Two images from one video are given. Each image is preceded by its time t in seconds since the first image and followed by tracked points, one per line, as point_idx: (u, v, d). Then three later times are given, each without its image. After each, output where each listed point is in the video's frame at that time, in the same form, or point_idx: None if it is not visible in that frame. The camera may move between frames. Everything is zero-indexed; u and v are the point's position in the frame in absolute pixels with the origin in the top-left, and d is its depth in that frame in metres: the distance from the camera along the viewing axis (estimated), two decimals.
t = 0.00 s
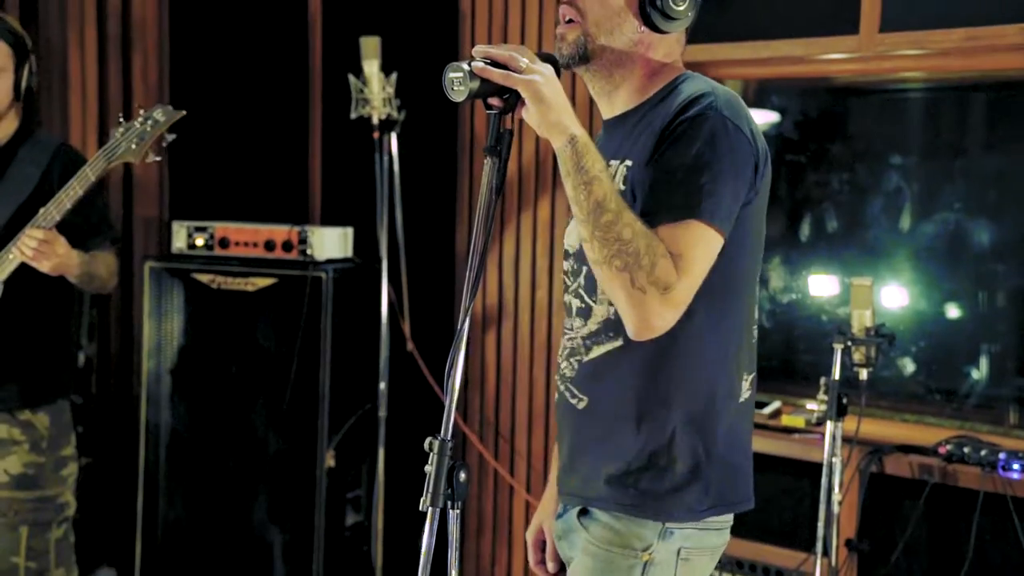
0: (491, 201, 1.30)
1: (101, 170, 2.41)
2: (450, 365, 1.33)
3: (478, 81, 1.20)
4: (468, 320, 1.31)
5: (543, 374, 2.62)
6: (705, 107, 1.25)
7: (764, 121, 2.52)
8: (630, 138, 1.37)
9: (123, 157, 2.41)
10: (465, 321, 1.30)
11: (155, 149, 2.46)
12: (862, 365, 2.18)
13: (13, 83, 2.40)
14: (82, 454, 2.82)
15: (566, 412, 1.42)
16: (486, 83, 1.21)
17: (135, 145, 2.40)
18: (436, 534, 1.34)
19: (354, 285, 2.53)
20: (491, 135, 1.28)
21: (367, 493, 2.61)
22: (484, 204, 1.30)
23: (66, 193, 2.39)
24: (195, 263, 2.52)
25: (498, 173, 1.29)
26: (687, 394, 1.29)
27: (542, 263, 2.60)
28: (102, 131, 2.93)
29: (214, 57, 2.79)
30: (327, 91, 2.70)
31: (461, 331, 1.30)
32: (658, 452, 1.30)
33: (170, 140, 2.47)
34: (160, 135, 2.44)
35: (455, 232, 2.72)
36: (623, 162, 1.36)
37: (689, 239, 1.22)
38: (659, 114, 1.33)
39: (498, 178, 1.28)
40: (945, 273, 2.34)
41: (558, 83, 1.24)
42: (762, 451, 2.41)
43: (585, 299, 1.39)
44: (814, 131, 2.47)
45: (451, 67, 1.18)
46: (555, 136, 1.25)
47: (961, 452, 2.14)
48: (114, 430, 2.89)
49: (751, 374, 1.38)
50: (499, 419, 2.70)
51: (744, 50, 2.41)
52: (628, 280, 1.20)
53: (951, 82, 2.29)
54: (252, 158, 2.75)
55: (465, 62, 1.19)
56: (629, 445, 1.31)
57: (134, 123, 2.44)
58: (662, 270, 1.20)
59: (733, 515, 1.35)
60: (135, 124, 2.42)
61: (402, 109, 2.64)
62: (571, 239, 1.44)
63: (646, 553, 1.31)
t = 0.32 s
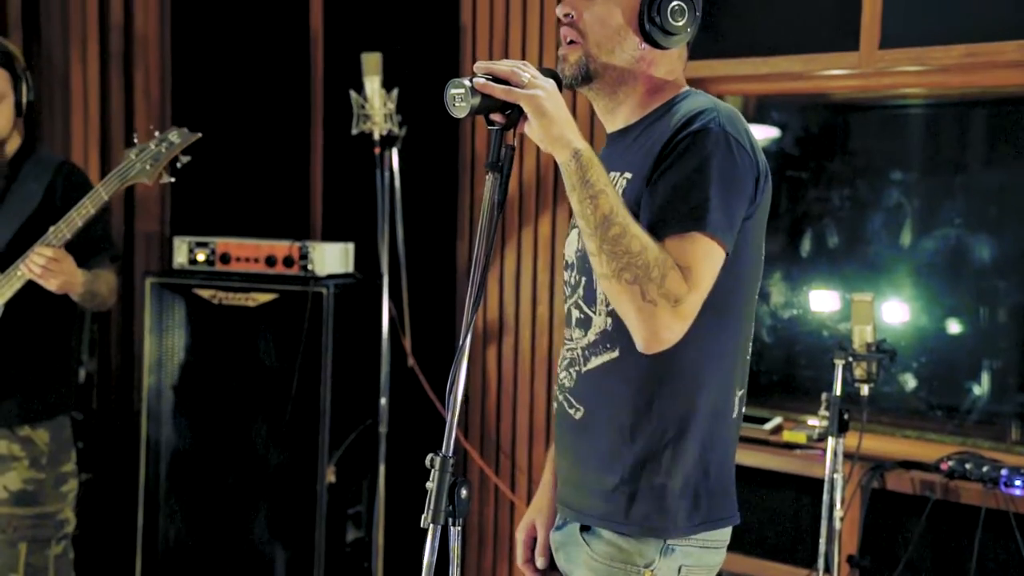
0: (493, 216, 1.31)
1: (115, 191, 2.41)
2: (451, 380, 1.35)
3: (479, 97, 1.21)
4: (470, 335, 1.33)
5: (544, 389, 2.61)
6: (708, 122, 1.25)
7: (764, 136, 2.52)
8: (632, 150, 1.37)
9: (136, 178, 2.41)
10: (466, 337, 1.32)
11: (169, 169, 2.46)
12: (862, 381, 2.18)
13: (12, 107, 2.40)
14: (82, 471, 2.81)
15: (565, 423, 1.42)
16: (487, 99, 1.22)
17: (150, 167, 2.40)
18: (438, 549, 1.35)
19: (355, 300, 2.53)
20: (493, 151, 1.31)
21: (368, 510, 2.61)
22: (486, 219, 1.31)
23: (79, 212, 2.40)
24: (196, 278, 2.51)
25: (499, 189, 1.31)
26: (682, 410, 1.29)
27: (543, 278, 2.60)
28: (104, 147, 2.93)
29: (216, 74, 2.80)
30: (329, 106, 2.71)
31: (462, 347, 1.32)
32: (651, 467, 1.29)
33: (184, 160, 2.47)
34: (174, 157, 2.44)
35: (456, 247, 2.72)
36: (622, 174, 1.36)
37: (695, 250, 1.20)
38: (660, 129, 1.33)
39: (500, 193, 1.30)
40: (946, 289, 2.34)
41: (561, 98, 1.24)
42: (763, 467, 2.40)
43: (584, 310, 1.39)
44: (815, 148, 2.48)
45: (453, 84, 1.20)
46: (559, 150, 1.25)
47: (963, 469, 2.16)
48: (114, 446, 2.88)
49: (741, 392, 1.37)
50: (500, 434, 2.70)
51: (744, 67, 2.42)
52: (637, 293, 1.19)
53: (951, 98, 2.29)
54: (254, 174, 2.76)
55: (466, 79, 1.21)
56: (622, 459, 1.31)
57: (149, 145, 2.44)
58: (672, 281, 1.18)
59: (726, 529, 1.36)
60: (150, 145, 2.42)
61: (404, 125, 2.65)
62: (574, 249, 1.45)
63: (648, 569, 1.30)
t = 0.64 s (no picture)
0: (492, 228, 1.31)
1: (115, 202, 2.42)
2: (450, 391, 1.34)
3: (479, 108, 1.22)
4: (469, 344, 1.32)
5: (545, 399, 2.60)
6: (716, 129, 1.26)
7: (765, 147, 2.53)
8: (640, 157, 1.37)
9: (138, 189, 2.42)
10: (467, 346, 1.31)
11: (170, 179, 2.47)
12: (864, 391, 2.18)
13: (22, 109, 2.43)
14: (82, 480, 2.81)
15: (577, 428, 1.41)
16: (487, 110, 1.22)
17: (151, 177, 2.41)
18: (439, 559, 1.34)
19: (356, 310, 2.53)
20: (493, 161, 1.30)
21: (369, 520, 2.61)
22: (485, 231, 1.31)
23: (79, 223, 2.41)
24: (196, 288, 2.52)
25: (499, 200, 1.31)
26: (701, 412, 1.29)
27: (544, 288, 2.60)
28: (104, 158, 2.93)
29: (218, 85, 2.81)
30: (331, 116, 2.71)
31: (462, 357, 1.31)
32: (672, 469, 1.29)
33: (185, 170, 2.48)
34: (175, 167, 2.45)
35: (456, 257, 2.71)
36: (631, 182, 1.36)
37: (700, 256, 1.20)
38: (667, 138, 1.34)
39: (500, 205, 1.30)
40: (946, 299, 2.34)
41: (560, 110, 1.24)
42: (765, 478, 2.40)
43: (597, 315, 1.39)
44: (815, 158, 2.48)
45: (452, 95, 1.20)
46: (560, 164, 1.25)
47: (965, 479, 2.14)
48: (114, 457, 2.88)
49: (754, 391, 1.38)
50: (500, 444, 2.69)
51: (746, 77, 2.43)
52: (643, 303, 1.19)
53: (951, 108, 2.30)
54: (256, 184, 2.76)
55: (465, 89, 1.21)
56: (642, 462, 1.31)
57: (150, 155, 2.45)
58: (677, 289, 1.19)
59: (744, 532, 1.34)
60: (151, 156, 2.44)
61: (405, 135, 2.66)
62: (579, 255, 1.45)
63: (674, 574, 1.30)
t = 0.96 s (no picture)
0: (489, 237, 1.31)
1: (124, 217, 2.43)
2: (448, 402, 1.33)
3: (474, 121, 1.22)
4: (468, 355, 1.31)
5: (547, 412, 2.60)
6: (712, 116, 1.26)
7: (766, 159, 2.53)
8: (636, 147, 1.38)
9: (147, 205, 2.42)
10: (463, 358, 1.30)
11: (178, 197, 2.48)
12: (865, 405, 2.18)
13: (20, 132, 2.43)
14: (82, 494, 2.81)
15: (566, 419, 1.41)
16: (482, 122, 1.23)
17: (161, 193, 2.42)
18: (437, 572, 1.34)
19: (356, 323, 2.53)
20: (489, 174, 1.30)
21: (369, 533, 2.61)
22: (483, 240, 1.31)
23: (87, 236, 2.42)
24: (197, 301, 2.52)
25: (496, 212, 1.31)
26: (688, 404, 1.27)
27: (544, 300, 2.60)
28: (105, 170, 2.93)
29: (219, 100, 2.82)
30: (332, 129, 2.72)
31: (460, 369, 1.30)
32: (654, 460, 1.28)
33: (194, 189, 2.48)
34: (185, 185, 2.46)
35: (457, 267, 2.69)
36: (628, 171, 1.37)
37: (709, 248, 1.20)
38: (664, 129, 1.34)
39: (496, 216, 1.30)
40: (947, 311, 2.34)
41: (555, 123, 1.24)
42: (766, 490, 2.39)
43: (588, 304, 1.38)
44: (815, 171, 2.48)
45: (447, 108, 1.20)
46: (556, 175, 1.24)
47: (966, 492, 2.12)
48: (114, 470, 2.87)
49: (747, 393, 1.34)
50: (501, 457, 2.69)
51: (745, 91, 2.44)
52: (659, 303, 1.18)
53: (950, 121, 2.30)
54: (257, 196, 2.77)
55: (460, 103, 1.22)
56: (625, 451, 1.30)
57: (159, 171, 2.45)
58: (689, 286, 1.18)
59: (738, 528, 1.32)
60: (161, 172, 2.44)
61: (406, 147, 2.67)
62: (572, 244, 1.45)
63: None
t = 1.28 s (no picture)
0: (493, 250, 1.32)
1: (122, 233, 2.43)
2: (449, 414, 1.33)
3: (478, 133, 1.22)
4: (469, 370, 1.31)
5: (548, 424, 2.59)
6: (723, 127, 1.26)
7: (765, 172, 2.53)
8: (642, 152, 1.38)
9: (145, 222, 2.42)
10: (467, 373, 1.30)
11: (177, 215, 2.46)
12: (866, 417, 2.18)
13: (25, 134, 2.47)
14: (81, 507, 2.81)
15: (555, 422, 1.40)
16: (485, 135, 1.23)
17: (158, 211, 2.41)
18: None
19: (356, 335, 2.53)
20: (492, 188, 1.31)
21: (369, 545, 2.61)
22: (485, 253, 1.32)
23: (86, 253, 2.42)
24: (198, 313, 2.53)
25: (498, 225, 1.31)
26: (678, 409, 1.26)
27: (544, 312, 2.60)
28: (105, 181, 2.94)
29: (219, 113, 2.82)
30: (333, 141, 2.73)
31: (461, 383, 1.30)
32: (640, 464, 1.27)
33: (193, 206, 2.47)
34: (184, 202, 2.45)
35: (457, 283, 2.71)
36: (632, 175, 1.36)
37: (718, 258, 1.19)
38: (671, 138, 1.33)
39: (498, 230, 1.31)
40: (947, 323, 2.34)
41: (558, 134, 1.23)
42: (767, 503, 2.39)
43: (583, 305, 1.37)
44: (815, 183, 2.49)
45: (451, 121, 1.21)
46: (561, 187, 1.24)
47: (967, 505, 2.12)
48: (114, 483, 2.87)
49: (733, 404, 1.32)
50: (501, 469, 2.69)
51: (743, 103, 2.45)
52: (666, 314, 1.18)
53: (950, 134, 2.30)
54: (257, 208, 2.77)
55: (464, 115, 1.22)
56: (607, 452, 1.29)
57: (158, 191, 2.45)
58: (697, 296, 1.18)
59: (731, 536, 1.30)
60: (159, 190, 2.44)
61: (406, 159, 2.68)
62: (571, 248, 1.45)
63: None
